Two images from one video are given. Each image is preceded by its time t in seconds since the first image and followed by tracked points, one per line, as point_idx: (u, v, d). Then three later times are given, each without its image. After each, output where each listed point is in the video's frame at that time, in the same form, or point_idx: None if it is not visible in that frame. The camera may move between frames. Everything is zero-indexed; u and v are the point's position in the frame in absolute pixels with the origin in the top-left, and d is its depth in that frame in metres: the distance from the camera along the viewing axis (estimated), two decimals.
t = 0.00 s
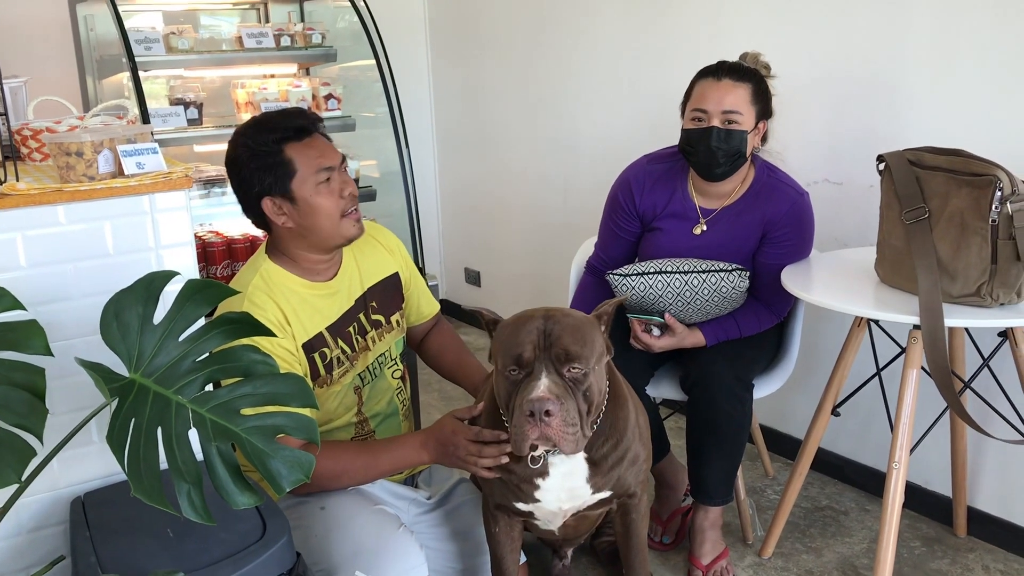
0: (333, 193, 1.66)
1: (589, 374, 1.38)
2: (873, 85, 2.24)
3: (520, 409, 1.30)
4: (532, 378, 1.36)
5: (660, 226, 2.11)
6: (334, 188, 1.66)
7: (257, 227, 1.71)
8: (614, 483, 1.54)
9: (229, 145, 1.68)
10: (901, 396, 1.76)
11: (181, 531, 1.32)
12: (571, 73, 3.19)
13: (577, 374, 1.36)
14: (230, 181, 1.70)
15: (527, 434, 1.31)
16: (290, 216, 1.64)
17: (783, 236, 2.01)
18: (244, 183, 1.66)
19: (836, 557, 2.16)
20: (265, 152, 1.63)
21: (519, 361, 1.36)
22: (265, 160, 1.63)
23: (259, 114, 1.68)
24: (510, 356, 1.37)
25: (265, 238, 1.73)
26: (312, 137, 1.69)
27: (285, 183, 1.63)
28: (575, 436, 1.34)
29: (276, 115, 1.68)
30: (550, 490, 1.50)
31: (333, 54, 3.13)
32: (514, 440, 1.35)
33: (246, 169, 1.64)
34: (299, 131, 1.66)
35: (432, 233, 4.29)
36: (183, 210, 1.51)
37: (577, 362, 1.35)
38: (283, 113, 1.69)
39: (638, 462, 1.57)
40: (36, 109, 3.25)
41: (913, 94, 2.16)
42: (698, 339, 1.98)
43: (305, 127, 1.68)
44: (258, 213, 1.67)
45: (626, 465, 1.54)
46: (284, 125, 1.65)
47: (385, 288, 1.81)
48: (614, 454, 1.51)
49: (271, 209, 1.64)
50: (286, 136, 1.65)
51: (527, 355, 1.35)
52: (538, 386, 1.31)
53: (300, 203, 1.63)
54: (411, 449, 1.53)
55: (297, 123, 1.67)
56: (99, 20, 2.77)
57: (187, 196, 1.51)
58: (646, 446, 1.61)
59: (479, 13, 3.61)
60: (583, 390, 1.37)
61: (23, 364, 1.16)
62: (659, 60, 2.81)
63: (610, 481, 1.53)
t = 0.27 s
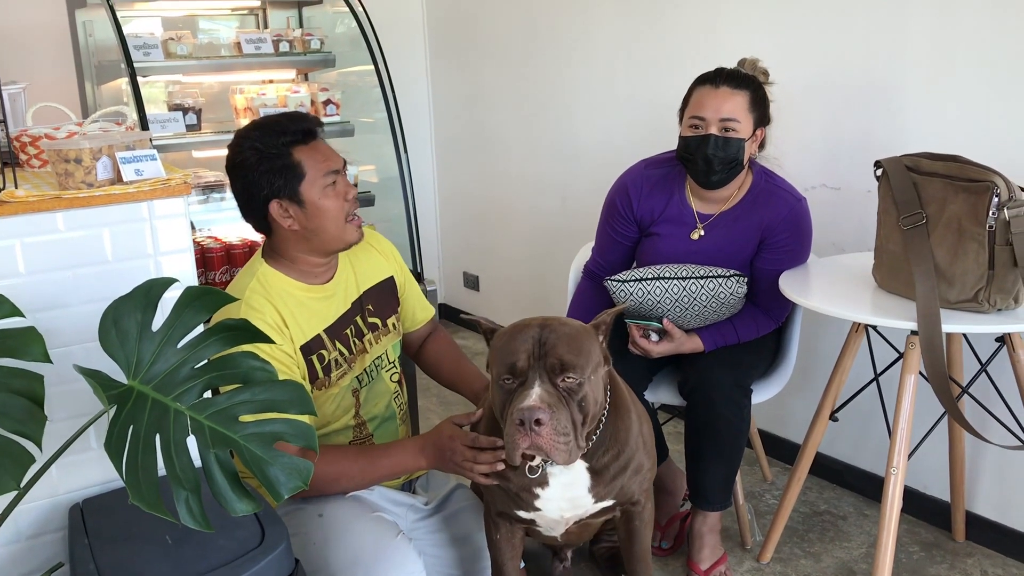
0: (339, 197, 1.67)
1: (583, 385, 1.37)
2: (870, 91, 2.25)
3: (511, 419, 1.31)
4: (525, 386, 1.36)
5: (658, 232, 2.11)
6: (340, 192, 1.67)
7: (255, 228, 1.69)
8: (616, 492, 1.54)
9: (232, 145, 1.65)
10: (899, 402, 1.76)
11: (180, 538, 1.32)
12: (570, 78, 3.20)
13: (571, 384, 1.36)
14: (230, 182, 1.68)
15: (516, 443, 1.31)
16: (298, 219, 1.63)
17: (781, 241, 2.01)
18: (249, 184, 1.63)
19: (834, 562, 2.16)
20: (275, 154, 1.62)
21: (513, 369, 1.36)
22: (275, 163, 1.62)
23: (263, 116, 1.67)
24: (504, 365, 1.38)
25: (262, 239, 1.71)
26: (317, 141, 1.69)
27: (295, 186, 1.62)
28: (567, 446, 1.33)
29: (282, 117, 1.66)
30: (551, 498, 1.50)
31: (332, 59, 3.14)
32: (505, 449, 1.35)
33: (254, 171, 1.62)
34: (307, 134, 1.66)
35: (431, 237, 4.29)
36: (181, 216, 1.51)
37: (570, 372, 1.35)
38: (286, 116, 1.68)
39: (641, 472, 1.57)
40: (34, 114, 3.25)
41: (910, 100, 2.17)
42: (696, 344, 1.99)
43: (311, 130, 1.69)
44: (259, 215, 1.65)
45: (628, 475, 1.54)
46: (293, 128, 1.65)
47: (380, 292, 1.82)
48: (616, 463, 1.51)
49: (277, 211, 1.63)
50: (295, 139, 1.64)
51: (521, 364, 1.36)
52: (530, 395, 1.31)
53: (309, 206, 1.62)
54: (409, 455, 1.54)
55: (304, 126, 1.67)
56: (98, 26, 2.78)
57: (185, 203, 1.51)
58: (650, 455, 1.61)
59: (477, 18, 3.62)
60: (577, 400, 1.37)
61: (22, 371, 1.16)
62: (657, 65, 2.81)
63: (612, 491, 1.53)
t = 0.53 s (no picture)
0: (349, 203, 1.68)
1: (590, 375, 1.37)
2: (869, 95, 2.25)
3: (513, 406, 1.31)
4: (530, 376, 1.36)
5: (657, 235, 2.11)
6: (350, 198, 1.68)
7: (260, 232, 1.68)
8: (626, 498, 1.53)
9: (242, 148, 1.63)
10: (898, 405, 1.76)
11: (179, 542, 1.31)
12: (569, 81, 3.20)
13: (576, 373, 1.36)
14: (239, 185, 1.66)
15: (519, 430, 1.31)
16: (310, 224, 1.63)
17: (780, 245, 2.02)
18: (261, 188, 1.62)
19: (834, 566, 2.16)
20: (290, 159, 1.62)
21: (518, 358, 1.37)
22: (290, 167, 1.61)
23: (274, 121, 1.67)
24: (510, 353, 1.38)
25: (265, 243, 1.70)
26: (328, 146, 1.70)
27: (308, 191, 1.62)
28: (570, 435, 1.32)
29: (294, 123, 1.66)
30: (560, 500, 1.49)
31: (331, 62, 3.14)
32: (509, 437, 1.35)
33: (268, 175, 1.61)
34: (319, 140, 1.67)
35: (430, 240, 4.29)
36: (181, 220, 1.51)
37: (575, 361, 1.35)
38: (298, 121, 1.68)
39: (650, 477, 1.57)
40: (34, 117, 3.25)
41: (909, 103, 2.17)
42: (695, 347, 1.99)
43: (322, 136, 1.69)
44: (267, 219, 1.64)
45: (638, 481, 1.53)
46: (307, 133, 1.65)
47: (378, 296, 1.81)
48: (626, 468, 1.51)
49: (288, 215, 1.62)
50: (309, 145, 1.65)
51: (526, 353, 1.36)
52: (533, 382, 1.32)
53: (321, 212, 1.63)
54: (410, 457, 1.54)
55: (316, 132, 1.68)
56: (98, 29, 2.78)
57: (185, 206, 1.51)
58: (659, 462, 1.61)
59: (477, 21, 3.62)
60: (582, 390, 1.37)
61: (22, 375, 1.16)
62: (657, 68, 2.82)
63: (622, 496, 1.52)
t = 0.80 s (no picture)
0: (342, 199, 1.68)
1: (631, 365, 1.36)
2: (869, 92, 2.25)
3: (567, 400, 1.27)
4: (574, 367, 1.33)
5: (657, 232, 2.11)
6: (344, 193, 1.68)
7: (252, 227, 1.67)
8: (633, 506, 1.51)
9: (235, 141, 1.63)
10: (898, 403, 1.76)
11: (178, 539, 1.31)
12: (569, 78, 3.20)
13: (622, 364, 1.34)
14: (232, 179, 1.65)
15: (575, 421, 1.27)
16: (303, 218, 1.62)
17: (781, 242, 2.02)
18: (255, 181, 1.61)
19: (833, 563, 2.17)
20: (285, 153, 1.61)
21: (560, 350, 1.33)
22: (284, 161, 1.61)
23: (269, 114, 1.66)
24: (551, 344, 1.33)
25: (257, 237, 1.70)
26: (322, 142, 1.70)
27: (301, 186, 1.62)
28: (622, 428, 1.31)
29: (288, 116, 1.66)
30: (566, 500, 1.47)
31: (331, 59, 3.13)
32: (555, 429, 1.30)
33: (262, 169, 1.60)
34: (314, 135, 1.67)
35: (430, 236, 4.29)
36: (180, 216, 1.51)
37: (620, 352, 1.33)
38: (292, 115, 1.68)
39: (659, 485, 1.54)
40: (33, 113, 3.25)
41: (910, 101, 2.17)
42: (695, 345, 1.97)
43: (317, 131, 1.69)
44: (260, 212, 1.63)
45: (645, 489, 1.50)
46: (301, 128, 1.65)
47: (372, 292, 1.81)
48: (635, 475, 1.48)
49: (281, 210, 1.62)
50: (303, 139, 1.65)
51: (570, 343, 1.32)
52: (586, 375, 1.28)
53: (314, 206, 1.62)
54: (412, 455, 1.53)
55: (311, 127, 1.67)
56: (97, 24, 2.77)
57: (184, 202, 1.51)
58: (669, 473, 1.58)
59: (477, 17, 3.61)
60: (624, 381, 1.35)
61: (21, 370, 1.16)
62: (657, 65, 2.81)
63: (630, 504, 1.50)
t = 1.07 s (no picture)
0: (332, 190, 1.67)
1: (655, 357, 1.37)
2: (869, 88, 2.25)
3: (605, 393, 1.25)
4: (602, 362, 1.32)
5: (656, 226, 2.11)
6: (334, 184, 1.68)
7: (242, 217, 1.67)
8: (640, 504, 1.52)
9: (226, 130, 1.62)
10: (897, 398, 1.76)
11: (177, 532, 1.31)
12: (568, 73, 3.19)
13: (648, 355, 1.35)
14: (222, 168, 1.65)
15: (614, 415, 1.24)
16: (292, 208, 1.62)
17: (780, 237, 2.02)
18: (245, 170, 1.61)
19: (830, 558, 2.17)
20: (276, 142, 1.61)
21: (587, 345, 1.32)
22: (275, 151, 1.61)
23: (261, 104, 1.66)
24: (578, 340, 1.32)
25: (247, 228, 1.69)
26: (313, 132, 1.69)
27: (291, 176, 1.61)
28: (657, 418, 1.31)
29: (280, 106, 1.66)
30: (575, 500, 1.47)
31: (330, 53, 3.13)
32: (592, 425, 1.27)
33: (252, 158, 1.60)
34: (304, 125, 1.66)
35: (429, 231, 4.29)
36: (178, 210, 1.51)
37: (644, 344, 1.34)
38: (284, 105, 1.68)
39: (666, 483, 1.56)
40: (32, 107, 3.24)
41: (909, 96, 2.17)
42: (694, 339, 1.98)
43: (308, 121, 1.69)
44: (249, 202, 1.63)
45: (653, 485, 1.51)
46: (292, 118, 1.65)
47: (362, 284, 1.81)
48: (644, 470, 1.48)
49: (271, 199, 1.61)
50: (294, 129, 1.64)
51: (597, 338, 1.31)
52: (619, 366, 1.28)
53: (303, 197, 1.62)
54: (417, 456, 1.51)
55: (302, 117, 1.67)
56: (96, 18, 2.77)
57: (183, 196, 1.51)
58: (674, 471, 1.59)
59: (476, 11, 3.60)
60: (650, 373, 1.36)
61: (19, 364, 1.16)
62: (656, 60, 2.81)
63: (638, 501, 1.51)
